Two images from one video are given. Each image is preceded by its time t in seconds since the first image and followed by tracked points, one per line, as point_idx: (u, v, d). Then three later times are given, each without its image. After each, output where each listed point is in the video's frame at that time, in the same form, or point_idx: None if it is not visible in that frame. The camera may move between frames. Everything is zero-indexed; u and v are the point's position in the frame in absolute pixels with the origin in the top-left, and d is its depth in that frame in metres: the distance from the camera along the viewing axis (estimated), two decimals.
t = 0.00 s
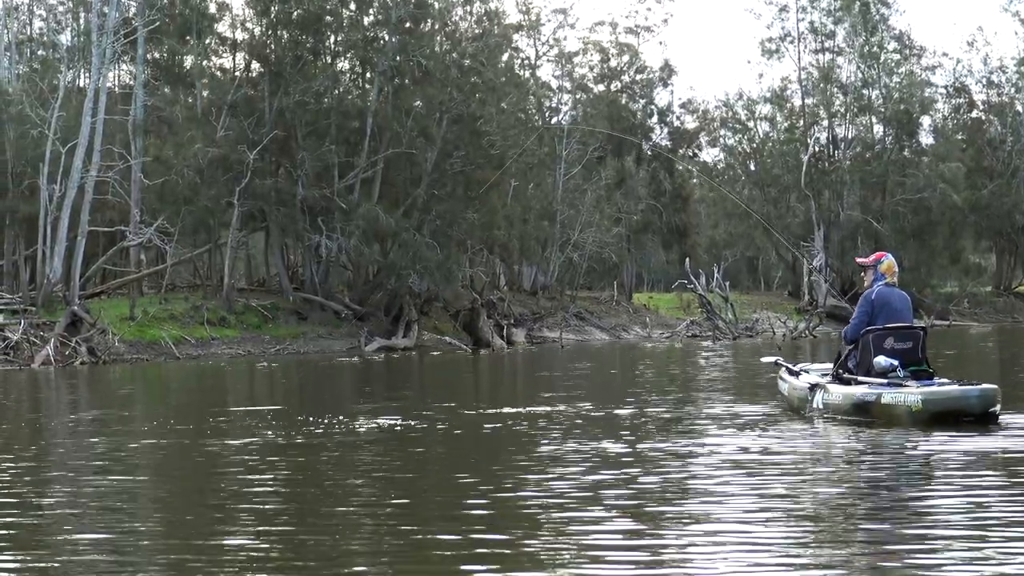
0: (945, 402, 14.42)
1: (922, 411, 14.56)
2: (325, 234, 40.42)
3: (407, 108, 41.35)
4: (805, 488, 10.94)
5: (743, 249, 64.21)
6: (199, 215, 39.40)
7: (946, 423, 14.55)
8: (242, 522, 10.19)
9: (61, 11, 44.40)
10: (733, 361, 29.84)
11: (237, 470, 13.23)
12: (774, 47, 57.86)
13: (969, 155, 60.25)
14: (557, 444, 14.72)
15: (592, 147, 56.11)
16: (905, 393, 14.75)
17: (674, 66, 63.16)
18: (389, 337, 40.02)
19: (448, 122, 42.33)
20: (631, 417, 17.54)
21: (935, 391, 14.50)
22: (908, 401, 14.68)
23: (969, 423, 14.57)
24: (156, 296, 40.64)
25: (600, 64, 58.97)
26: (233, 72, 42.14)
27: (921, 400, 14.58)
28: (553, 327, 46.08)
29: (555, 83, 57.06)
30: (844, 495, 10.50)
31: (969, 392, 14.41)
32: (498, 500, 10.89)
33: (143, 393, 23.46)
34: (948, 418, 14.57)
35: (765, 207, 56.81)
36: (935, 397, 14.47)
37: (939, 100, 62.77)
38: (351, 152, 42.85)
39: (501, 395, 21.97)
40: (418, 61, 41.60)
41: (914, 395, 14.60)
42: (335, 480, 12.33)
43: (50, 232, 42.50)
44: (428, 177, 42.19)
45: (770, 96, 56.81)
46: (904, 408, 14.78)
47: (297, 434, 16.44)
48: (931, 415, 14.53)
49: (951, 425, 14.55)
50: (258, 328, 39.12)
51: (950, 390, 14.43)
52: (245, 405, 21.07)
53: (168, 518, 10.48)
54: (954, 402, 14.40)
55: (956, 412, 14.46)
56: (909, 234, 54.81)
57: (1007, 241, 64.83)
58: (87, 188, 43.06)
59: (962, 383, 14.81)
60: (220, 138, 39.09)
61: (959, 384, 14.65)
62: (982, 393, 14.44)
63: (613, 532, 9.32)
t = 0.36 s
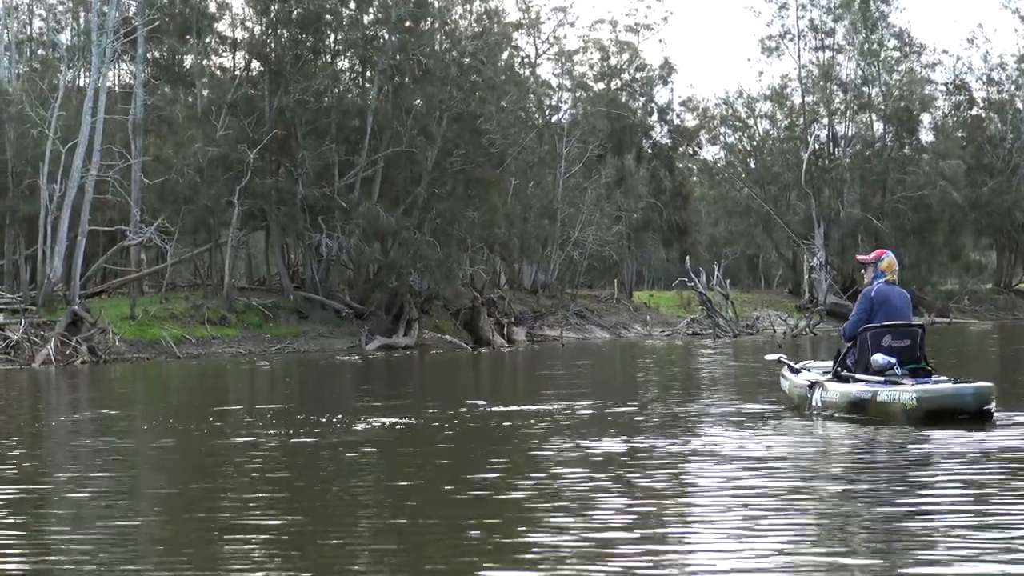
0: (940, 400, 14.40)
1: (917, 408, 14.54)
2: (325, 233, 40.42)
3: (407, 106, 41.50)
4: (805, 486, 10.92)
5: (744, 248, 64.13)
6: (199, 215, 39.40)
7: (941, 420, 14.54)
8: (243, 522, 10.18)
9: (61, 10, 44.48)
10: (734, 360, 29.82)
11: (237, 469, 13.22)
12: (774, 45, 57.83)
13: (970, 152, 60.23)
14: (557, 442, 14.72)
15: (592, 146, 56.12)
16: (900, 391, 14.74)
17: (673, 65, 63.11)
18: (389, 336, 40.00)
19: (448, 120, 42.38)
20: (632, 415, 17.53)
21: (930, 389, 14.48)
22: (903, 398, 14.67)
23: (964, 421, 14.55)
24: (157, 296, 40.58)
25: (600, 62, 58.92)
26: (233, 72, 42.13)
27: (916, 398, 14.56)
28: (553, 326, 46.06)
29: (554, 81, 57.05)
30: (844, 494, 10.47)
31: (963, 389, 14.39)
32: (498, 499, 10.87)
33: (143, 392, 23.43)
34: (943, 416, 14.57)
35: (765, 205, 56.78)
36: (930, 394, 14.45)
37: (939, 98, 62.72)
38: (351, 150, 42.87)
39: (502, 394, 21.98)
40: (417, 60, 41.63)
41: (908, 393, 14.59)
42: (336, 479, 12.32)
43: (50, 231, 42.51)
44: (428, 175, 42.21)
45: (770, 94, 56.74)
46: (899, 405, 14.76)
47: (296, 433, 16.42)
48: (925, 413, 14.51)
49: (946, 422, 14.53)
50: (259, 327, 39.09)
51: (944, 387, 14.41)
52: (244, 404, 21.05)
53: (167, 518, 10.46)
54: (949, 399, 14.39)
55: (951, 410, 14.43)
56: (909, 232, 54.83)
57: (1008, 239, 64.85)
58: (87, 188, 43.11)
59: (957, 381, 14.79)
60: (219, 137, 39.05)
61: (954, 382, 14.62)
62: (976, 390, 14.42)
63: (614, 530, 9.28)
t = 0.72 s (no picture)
0: (930, 400, 14.41)
1: (908, 408, 14.53)
2: (321, 234, 40.44)
3: (403, 107, 41.66)
4: (799, 485, 10.95)
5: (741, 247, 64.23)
6: (195, 216, 39.41)
7: (932, 420, 14.55)
8: (238, 522, 10.20)
9: (58, 11, 44.55)
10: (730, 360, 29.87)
11: (233, 470, 13.24)
12: (771, 45, 57.89)
13: (966, 152, 60.35)
14: (553, 442, 14.74)
15: (589, 145, 56.15)
16: (891, 391, 14.74)
17: (670, 64, 63.19)
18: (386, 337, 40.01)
19: (444, 120, 42.41)
20: (627, 415, 17.57)
21: (921, 390, 14.49)
22: (894, 398, 14.67)
23: (954, 421, 14.56)
24: (153, 297, 40.58)
25: (596, 62, 58.96)
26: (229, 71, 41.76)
27: (906, 398, 14.55)
28: (551, 326, 46.08)
29: (551, 81, 57.10)
30: (839, 493, 10.49)
31: (953, 389, 14.40)
32: (493, 499, 10.90)
33: (139, 393, 23.43)
34: (934, 416, 14.56)
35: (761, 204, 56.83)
36: (920, 395, 14.46)
37: (935, 97, 62.81)
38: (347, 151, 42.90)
39: (499, 394, 22.02)
40: (414, 60, 41.66)
41: (899, 394, 14.59)
42: (331, 479, 12.34)
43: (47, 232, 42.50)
44: (424, 175, 42.25)
45: (766, 94, 56.79)
46: (890, 405, 14.76)
47: (292, 434, 16.45)
48: (916, 413, 14.51)
49: (937, 422, 14.54)
50: (255, 328, 39.09)
51: (935, 387, 14.42)
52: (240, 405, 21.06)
53: (163, 519, 10.47)
54: (939, 399, 14.39)
55: (942, 410, 14.44)
56: (906, 231, 54.52)
57: (1005, 239, 65.01)
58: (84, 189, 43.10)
59: (948, 381, 14.81)
60: (216, 138, 39.04)
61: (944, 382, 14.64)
62: (966, 390, 14.43)
63: (611, 531, 9.27)
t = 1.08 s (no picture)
0: (920, 400, 14.47)
1: (897, 408, 14.60)
2: (317, 235, 40.46)
3: (400, 108, 41.70)
4: (795, 486, 10.97)
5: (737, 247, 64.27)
6: (191, 217, 39.41)
7: (922, 421, 14.60)
8: (236, 524, 10.20)
9: (53, 13, 44.62)
10: (727, 360, 29.91)
11: (231, 472, 13.25)
12: (767, 45, 57.98)
13: (962, 152, 60.43)
14: (549, 443, 14.76)
15: (586, 146, 56.13)
16: (881, 391, 14.81)
17: (666, 65, 63.20)
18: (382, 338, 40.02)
19: (440, 121, 42.41)
20: (623, 416, 17.59)
21: (910, 390, 14.54)
22: (883, 398, 14.73)
23: (944, 421, 14.62)
24: (149, 298, 40.59)
25: (592, 63, 58.92)
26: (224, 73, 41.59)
27: (896, 398, 14.61)
28: (547, 326, 46.08)
29: (547, 81, 57.11)
30: (835, 494, 10.51)
31: (942, 389, 14.44)
32: (490, 500, 10.92)
33: (136, 395, 23.43)
34: (924, 416, 14.60)
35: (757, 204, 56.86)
36: (909, 395, 14.52)
37: (932, 97, 62.86)
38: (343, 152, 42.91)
39: (495, 394, 22.06)
40: (411, 61, 41.72)
41: (889, 393, 14.65)
42: (329, 480, 12.37)
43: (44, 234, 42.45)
44: (421, 176, 42.28)
45: (763, 94, 56.75)
46: (880, 405, 14.83)
47: (288, 435, 16.46)
48: (905, 413, 14.57)
49: (927, 422, 14.59)
50: (251, 330, 39.11)
51: (924, 387, 14.47)
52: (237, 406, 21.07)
53: (159, 520, 10.48)
54: (928, 399, 14.45)
55: (931, 410, 14.50)
56: (902, 231, 54.88)
57: (1001, 238, 65.11)
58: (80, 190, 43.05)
59: (938, 381, 14.85)
60: (212, 139, 39.00)
61: (934, 382, 14.69)
62: (956, 390, 14.48)
63: (607, 532, 9.30)
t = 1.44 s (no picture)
0: (900, 401, 14.50)
1: (876, 410, 14.62)
2: (304, 238, 40.41)
3: (387, 110, 41.70)
4: (783, 487, 11.01)
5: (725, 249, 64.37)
6: (178, 219, 39.33)
7: (902, 422, 14.64)
8: (224, 527, 10.19)
9: (40, 15, 44.47)
10: (713, 361, 29.98)
11: (220, 474, 13.25)
12: (754, 47, 58.13)
13: (948, 153, 60.65)
14: (538, 445, 14.78)
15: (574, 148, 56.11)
16: (861, 392, 14.84)
17: (653, 67, 63.27)
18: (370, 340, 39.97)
19: (428, 123, 42.40)
20: (611, 417, 17.64)
21: (889, 391, 14.58)
22: (863, 400, 14.76)
23: (923, 422, 14.65)
24: (136, 302, 40.50)
25: (580, 65, 58.89)
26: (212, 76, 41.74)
27: (876, 400, 14.64)
28: (535, 329, 46.06)
29: (535, 83, 57.12)
30: (822, 494, 10.54)
31: (921, 391, 14.47)
32: (479, 502, 10.93)
33: (123, 398, 23.37)
34: (904, 417, 14.63)
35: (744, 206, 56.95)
36: (888, 396, 14.55)
37: (918, 99, 63.06)
38: (330, 154, 42.87)
39: (483, 397, 22.06)
40: (397, 63, 41.85)
41: (868, 395, 14.68)
42: (318, 482, 12.38)
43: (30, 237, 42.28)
44: (408, 178, 42.24)
45: (751, 96, 56.73)
46: (860, 406, 14.85)
47: (276, 438, 16.45)
48: (885, 414, 14.60)
49: (906, 424, 14.63)
50: (239, 333, 39.05)
51: (903, 389, 14.50)
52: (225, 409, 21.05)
53: (148, 523, 10.47)
54: (908, 401, 14.48)
55: (910, 411, 14.53)
56: (889, 232, 55.30)
57: (987, 239, 65.36)
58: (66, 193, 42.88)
59: (918, 382, 14.89)
60: (199, 142, 38.89)
61: (914, 383, 14.72)
62: (935, 392, 14.52)
63: (597, 534, 9.32)
